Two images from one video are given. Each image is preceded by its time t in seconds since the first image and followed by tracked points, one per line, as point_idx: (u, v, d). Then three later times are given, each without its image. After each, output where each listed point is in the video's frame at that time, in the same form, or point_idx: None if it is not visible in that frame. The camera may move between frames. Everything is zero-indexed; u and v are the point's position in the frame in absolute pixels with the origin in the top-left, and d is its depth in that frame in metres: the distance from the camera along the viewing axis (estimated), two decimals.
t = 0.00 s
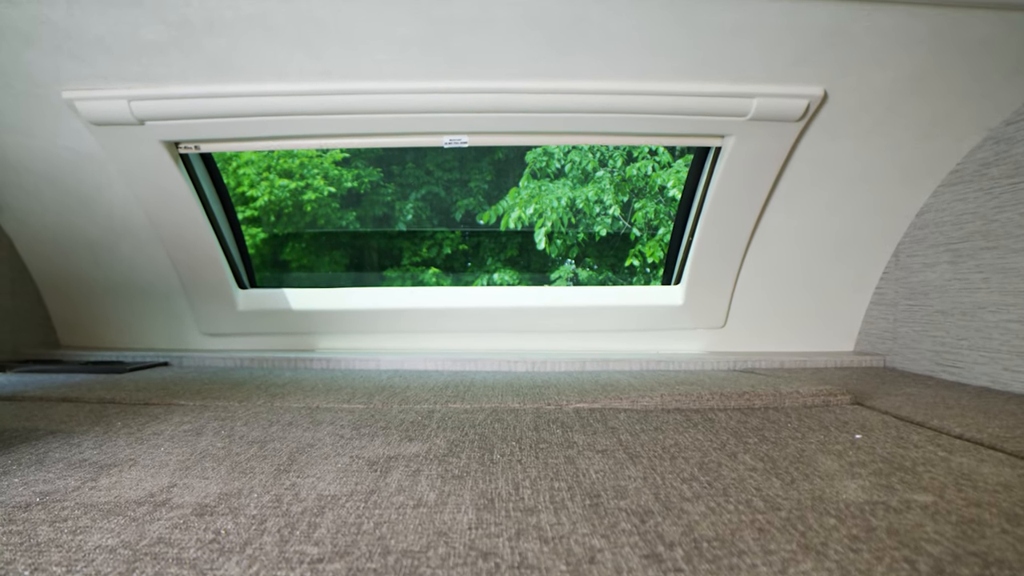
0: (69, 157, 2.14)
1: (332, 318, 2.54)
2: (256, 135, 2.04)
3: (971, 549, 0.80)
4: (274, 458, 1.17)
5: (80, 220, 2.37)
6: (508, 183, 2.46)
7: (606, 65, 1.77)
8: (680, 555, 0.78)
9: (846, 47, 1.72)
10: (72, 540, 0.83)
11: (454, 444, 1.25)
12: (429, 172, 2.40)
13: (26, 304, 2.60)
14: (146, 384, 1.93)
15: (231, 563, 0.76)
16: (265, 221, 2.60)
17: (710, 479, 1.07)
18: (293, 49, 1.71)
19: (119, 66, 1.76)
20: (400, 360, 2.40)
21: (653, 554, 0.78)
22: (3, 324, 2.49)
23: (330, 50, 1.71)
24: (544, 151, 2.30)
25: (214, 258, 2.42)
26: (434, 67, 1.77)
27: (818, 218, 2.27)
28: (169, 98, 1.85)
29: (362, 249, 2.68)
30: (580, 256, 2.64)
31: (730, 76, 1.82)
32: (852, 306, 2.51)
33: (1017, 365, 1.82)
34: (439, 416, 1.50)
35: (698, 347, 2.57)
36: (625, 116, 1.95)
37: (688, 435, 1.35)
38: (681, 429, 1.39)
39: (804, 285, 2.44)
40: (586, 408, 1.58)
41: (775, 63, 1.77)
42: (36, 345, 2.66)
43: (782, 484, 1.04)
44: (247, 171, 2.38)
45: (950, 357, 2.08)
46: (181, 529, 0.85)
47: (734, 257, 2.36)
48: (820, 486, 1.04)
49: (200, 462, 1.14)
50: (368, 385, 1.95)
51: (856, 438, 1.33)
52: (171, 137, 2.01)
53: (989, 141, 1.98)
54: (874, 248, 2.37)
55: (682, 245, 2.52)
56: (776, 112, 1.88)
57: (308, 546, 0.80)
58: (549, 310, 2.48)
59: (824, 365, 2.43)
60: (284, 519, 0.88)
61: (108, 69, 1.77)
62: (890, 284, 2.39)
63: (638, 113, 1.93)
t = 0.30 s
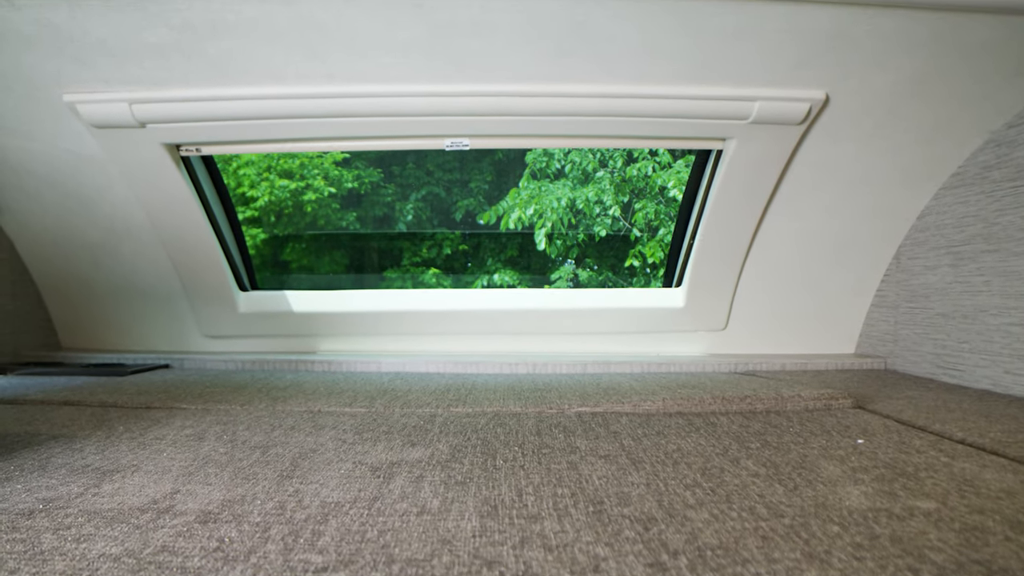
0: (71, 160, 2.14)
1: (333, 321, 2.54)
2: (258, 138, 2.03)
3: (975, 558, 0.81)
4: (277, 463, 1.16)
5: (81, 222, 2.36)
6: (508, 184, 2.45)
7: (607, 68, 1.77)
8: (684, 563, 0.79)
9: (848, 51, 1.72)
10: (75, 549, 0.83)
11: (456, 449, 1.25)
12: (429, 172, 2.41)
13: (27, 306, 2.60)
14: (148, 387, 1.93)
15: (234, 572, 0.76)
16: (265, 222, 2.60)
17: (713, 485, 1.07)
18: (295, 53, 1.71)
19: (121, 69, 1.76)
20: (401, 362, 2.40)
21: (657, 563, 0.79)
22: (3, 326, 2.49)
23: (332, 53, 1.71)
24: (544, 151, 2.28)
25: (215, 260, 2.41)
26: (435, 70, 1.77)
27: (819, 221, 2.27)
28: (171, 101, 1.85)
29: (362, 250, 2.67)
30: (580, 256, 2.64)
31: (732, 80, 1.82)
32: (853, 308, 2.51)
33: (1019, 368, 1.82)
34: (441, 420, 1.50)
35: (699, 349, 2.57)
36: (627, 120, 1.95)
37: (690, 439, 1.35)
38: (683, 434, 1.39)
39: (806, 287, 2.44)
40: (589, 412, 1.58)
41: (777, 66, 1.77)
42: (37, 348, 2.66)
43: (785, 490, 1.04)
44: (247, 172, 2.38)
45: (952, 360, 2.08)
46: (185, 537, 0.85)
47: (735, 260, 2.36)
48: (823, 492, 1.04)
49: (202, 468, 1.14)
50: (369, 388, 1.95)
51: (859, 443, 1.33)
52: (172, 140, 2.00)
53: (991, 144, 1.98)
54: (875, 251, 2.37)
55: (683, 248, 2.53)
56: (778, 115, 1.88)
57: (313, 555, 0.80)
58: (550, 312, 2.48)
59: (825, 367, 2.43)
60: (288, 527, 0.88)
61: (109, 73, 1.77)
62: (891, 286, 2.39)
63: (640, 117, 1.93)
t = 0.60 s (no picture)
0: (72, 163, 2.13)
1: (334, 323, 2.54)
2: (259, 141, 2.03)
3: (979, 566, 0.81)
4: (280, 469, 1.16)
5: (83, 224, 2.36)
6: (508, 185, 2.45)
7: (609, 72, 1.77)
8: (688, 571, 0.79)
9: (850, 54, 1.72)
10: (78, 558, 0.82)
11: (459, 455, 1.25)
12: (429, 173, 2.40)
13: (28, 308, 2.60)
14: (149, 390, 1.93)
15: None
16: (266, 223, 2.59)
17: (716, 491, 1.07)
18: (296, 56, 1.71)
19: (123, 72, 1.76)
20: (403, 365, 2.40)
21: (661, 571, 0.79)
22: (4, 328, 2.49)
23: (334, 56, 1.70)
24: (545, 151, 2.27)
25: (216, 263, 2.41)
26: (437, 74, 1.77)
27: (820, 223, 2.27)
28: (172, 104, 1.84)
29: (363, 250, 2.67)
30: (580, 256, 2.64)
31: (734, 83, 1.82)
32: (854, 311, 2.51)
33: (1020, 371, 1.82)
34: (443, 425, 1.50)
35: (701, 352, 2.57)
36: (628, 123, 1.95)
37: (693, 444, 1.35)
38: (686, 438, 1.39)
39: (807, 289, 2.44)
40: (590, 416, 1.58)
41: (780, 69, 1.77)
42: (38, 350, 2.66)
43: (788, 496, 1.05)
44: (248, 172, 2.37)
45: (953, 363, 2.09)
46: (189, 545, 0.85)
47: (736, 262, 2.36)
48: (826, 499, 1.04)
49: (205, 474, 1.14)
50: (370, 391, 1.95)
51: (861, 448, 1.33)
52: (173, 143, 2.00)
53: (992, 147, 1.98)
54: (876, 254, 2.37)
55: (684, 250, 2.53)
56: (780, 119, 1.88)
57: (316, 563, 0.80)
58: (552, 314, 2.48)
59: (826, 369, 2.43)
60: (292, 534, 0.88)
61: (111, 76, 1.77)
62: (892, 288, 2.39)
63: (642, 120, 1.93)
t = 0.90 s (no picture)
0: (73, 166, 2.13)
1: (335, 325, 2.54)
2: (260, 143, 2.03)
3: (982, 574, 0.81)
4: (282, 474, 1.16)
5: (84, 227, 2.36)
6: (508, 185, 2.44)
7: (611, 75, 1.77)
8: None
9: (853, 57, 1.72)
10: (81, 566, 0.82)
11: (461, 460, 1.25)
12: (429, 173, 2.39)
13: (29, 311, 2.59)
14: (150, 394, 1.93)
15: None
16: (266, 223, 2.59)
17: (719, 497, 1.07)
18: (297, 59, 1.70)
19: (124, 75, 1.75)
20: (404, 367, 2.40)
21: None
22: (5, 330, 2.48)
23: (335, 58, 1.70)
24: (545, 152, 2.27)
25: (217, 265, 2.41)
26: (439, 77, 1.77)
27: (821, 226, 2.27)
28: (173, 107, 1.84)
29: (363, 250, 2.67)
30: (580, 257, 2.64)
31: (735, 86, 1.82)
32: (855, 313, 2.51)
33: (1021, 374, 1.82)
34: (445, 429, 1.50)
35: (702, 354, 2.57)
36: (630, 126, 1.95)
37: (695, 449, 1.35)
38: (688, 443, 1.39)
39: (808, 291, 2.44)
40: (592, 420, 1.58)
41: (782, 73, 1.76)
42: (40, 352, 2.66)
43: (790, 503, 1.05)
44: (248, 172, 2.35)
45: (954, 365, 2.09)
46: (192, 553, 0.85)
47: (737, 265, 2.36)
48: (829, 505, 1.04)
49: (208, 479, 1.14)
50: (372, 394, 1.95)
51: (863, 452, 1.33)
52: (175, 146, 2.00)
53: (994, 150, 1.97)
54: (877, 256, 2.37)
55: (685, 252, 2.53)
56: (781, 122, 1.88)
57: (320, 572, 0.80)
58: (553, 317, 2.48)
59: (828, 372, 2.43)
60: (296, 542, 0.89)
61: (113, 78, 1.77)
62: (893, 291, 2.39)
63: (645, 123, 1.93)
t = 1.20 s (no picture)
0: (74, 167, 2.13)
1: (337, 327, 2.55)
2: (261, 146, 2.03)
3: None
4: (285, 480, 1.16)
5: (85, 228, 2.36)
6: (508, 185, 2.44)
7: (612, 78, 1.77)
8: None
9: (854, 60, 1.72)
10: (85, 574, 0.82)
11: (464, 465, 1.25)
12: (430, 174, 2.39)
13: (30, 313, 2.59)
14: (152, 397, 1.92)
15: None
16: (267, 224, 2.58)
17: (722, 503, 1.07)
18: (299, 62, 1.70)
19: (126, 78, 1.75)
20: (405, 369, 2.40)
21: None
22: (6, 333, 2.48)
23: (337, 61, 1.70)
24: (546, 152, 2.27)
25: (218, 267, 2.41)
26: (441, 81, 1.77)
27: (822, 228, 2.27)
28: (174, 109, 1.84)
29: (363, 250, 2.67)
30: (580, 257, 2.63)
31: (737, 89, 1.82)
32: (857, 315, 2.52)
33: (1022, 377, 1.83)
34: (448, 433, 1.50)
35: (703, 356, 2.57)
36: (632, 129, 1.95)
37: (698, 453, 1.35)
38: (690, 448, 1.39)
39: (809, 293, 2.44)
40: (594, 424, 1.58)
41: (784, 76, 1.76)
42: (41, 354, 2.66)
43: (793, 509, 1.05)
44: (248, 172, 2.35)
45: (955, 368, 2.09)
46: (196, 561, 0.85)
47: (738, 267, 2.36)
48: (832, 511, 1.04)
49: (210, 485, 1.14)
50: (374, 397, 1.96)
51: (865, 457, 1.33)
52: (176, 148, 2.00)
53: (995, 153, 1.97)
54: (878, 258, 2.37)
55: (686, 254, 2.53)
56: (783, 125, 1.88)
57: None
58: (555, 319, 2.48)
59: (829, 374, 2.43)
60: (300, 549, 0.89)
61: (114, 81, 1.77)
62: (893, 293, 2.39)
63: (646, 126, 1.93)
